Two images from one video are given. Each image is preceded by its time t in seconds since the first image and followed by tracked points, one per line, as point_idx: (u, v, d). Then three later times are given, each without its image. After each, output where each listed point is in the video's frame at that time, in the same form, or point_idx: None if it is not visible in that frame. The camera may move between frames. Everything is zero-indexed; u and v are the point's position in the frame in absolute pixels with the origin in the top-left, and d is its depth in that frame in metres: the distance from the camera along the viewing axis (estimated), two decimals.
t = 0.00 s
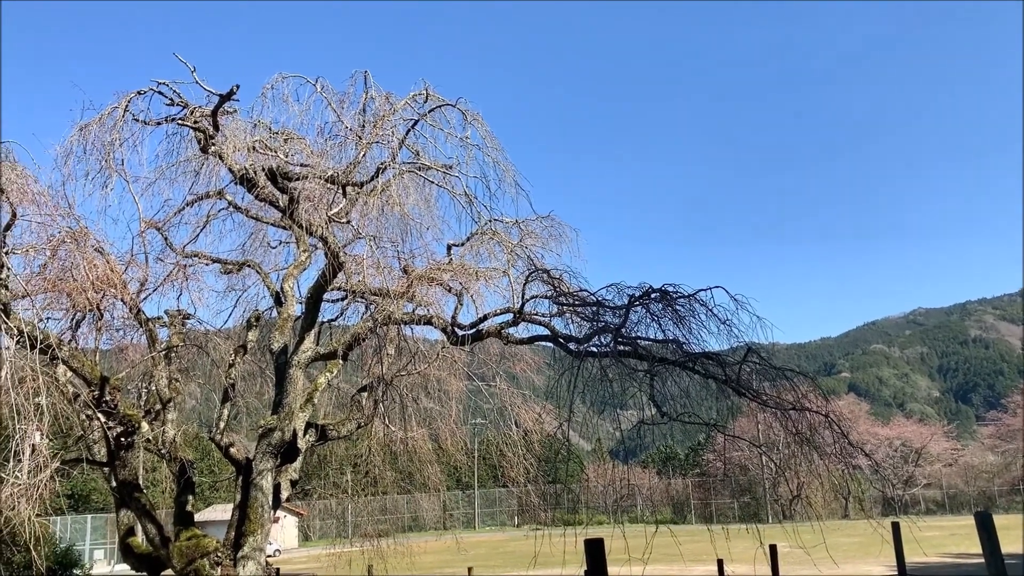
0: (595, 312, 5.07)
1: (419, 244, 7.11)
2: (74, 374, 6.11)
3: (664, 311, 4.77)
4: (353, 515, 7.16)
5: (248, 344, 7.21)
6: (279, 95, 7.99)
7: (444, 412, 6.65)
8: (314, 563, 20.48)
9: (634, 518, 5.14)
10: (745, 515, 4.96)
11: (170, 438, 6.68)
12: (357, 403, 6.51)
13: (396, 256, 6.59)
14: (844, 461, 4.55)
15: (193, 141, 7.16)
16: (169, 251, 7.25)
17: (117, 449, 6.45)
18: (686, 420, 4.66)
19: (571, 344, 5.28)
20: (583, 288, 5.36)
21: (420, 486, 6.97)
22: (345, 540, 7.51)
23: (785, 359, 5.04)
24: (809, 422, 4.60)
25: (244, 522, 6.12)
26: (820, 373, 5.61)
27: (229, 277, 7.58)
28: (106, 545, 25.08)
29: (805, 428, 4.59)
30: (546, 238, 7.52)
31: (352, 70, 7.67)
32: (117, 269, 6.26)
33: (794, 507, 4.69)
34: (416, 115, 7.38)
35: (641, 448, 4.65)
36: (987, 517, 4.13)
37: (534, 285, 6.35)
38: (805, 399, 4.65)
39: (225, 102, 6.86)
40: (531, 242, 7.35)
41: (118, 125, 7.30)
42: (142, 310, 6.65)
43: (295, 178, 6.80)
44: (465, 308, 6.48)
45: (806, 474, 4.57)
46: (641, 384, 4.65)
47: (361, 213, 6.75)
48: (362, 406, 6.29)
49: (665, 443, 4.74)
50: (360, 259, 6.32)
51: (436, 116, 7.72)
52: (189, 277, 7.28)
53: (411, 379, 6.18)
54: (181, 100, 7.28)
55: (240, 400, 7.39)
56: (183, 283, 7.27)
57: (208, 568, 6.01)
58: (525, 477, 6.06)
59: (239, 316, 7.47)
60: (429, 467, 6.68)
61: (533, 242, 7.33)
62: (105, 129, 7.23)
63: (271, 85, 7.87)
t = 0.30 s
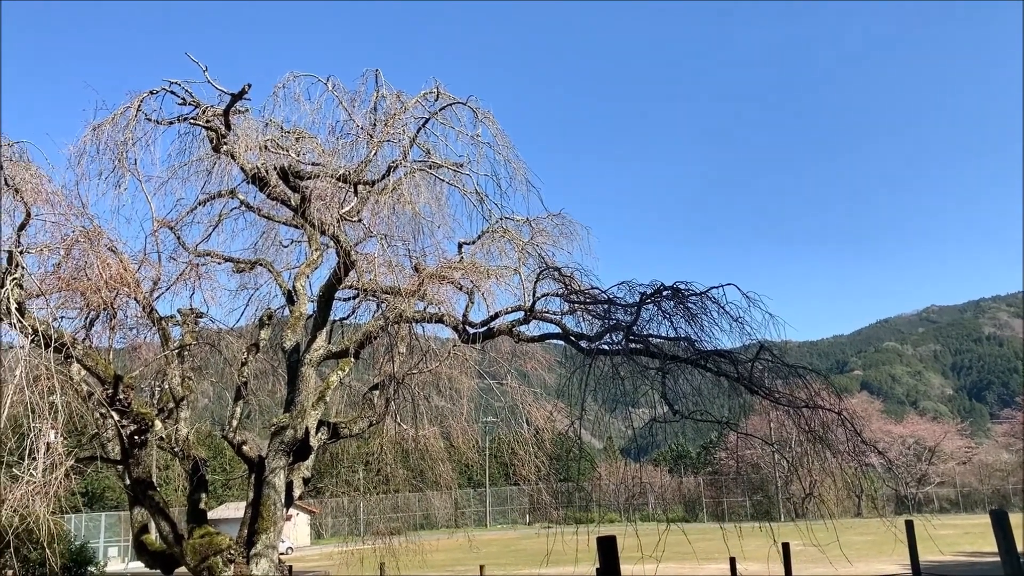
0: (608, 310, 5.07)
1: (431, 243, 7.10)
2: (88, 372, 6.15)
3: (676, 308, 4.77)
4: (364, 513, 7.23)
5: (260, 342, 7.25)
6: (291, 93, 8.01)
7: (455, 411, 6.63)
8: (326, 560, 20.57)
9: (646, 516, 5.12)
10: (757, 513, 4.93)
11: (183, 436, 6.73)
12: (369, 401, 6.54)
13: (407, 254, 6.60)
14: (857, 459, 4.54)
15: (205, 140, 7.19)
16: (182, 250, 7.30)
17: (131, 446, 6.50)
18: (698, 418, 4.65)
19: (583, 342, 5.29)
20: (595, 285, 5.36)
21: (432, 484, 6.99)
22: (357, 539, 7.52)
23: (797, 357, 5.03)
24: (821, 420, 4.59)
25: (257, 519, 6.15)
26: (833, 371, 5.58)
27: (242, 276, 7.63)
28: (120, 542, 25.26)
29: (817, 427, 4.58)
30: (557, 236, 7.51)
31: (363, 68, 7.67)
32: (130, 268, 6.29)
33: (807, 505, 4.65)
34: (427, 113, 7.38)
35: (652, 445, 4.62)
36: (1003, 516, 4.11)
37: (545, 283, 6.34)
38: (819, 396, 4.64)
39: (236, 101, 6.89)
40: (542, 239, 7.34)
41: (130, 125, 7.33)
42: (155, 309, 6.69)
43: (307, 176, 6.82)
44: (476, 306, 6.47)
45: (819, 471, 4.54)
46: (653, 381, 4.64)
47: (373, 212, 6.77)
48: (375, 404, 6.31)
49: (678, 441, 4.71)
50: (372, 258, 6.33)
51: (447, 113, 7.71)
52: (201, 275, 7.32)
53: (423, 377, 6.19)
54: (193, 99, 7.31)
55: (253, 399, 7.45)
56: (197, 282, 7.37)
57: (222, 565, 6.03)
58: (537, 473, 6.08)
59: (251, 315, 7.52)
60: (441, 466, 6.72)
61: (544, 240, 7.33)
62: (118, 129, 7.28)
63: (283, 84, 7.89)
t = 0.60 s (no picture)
0: (619, 307, 5.08)
1: (442, 241, 7.12)
2: (101, 371, 6.19)
3: (687, 306, 4.77)
4: (375, 511, 7.28)
5: (271, 340, 7.28)
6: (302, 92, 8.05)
7: (465, 410, 6.62)
8: (336, 559, 20.61)
9: (656, 514, 5.10)
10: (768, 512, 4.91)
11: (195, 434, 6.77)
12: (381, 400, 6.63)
13: (417, 253, 6.62)
14: (869, 458, 4.56)
15: (216, 139, 7.22)
16: (193, 249, 7.34)
17: (143, 445, 6.53)
18: (709, 415, 4.63)
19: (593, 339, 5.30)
20: (605, 283, 5.36)
21: (442, 482, 7.00)
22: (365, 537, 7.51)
23: (809, 355, 5.02)
24: (833, 417, 4.60)
25: (268, 517, 6.18)
26: (845, 369, 5.57)
27: (253, 275, 7.67)
28: (131, 541, 25.40)
29: (828, 424, 4.60)
30: (567, 235, 7.52)
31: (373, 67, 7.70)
32: (142, 267, 6.34)
33: (818, 504, 4.65)
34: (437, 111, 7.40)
35: (663, 445, 4.56)
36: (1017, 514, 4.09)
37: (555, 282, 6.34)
38: (830, 394, 4.65)
39: (247, 100, 6.92)
40: (552, 237, 7.35)
41: (142, 124, 7.37)
42: (166, 308, 6.73)
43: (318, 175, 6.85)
44: (487, 304, 6.48)
45: (831, 470, 4.58)
46: (664, 379, 4.64)
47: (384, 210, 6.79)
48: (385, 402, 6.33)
49: (691, 438, 4.63)
50: (382, 257, 6.35)
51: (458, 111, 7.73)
52: (213, 274, 7.36)
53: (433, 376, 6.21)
54: (204, 98, 7.34)
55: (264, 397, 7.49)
56: (208, 281, 7.42)
57: (233, 564, 6.05)
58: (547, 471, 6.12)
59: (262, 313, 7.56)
60: (452, 463, 6.73)
61: (554, 238, 7.32)
62: (130, 128, 7.31)
63: (294, 83, 7.93)
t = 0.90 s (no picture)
0: (629, 306, 5.08)
1: (451, 240, 7.13)
2: (112, 370, 6.22)
3: (697, 304, 4.77)
4: (384, 510, 7.30)
5: (281, 339, 7.31)
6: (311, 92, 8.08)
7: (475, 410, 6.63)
8: (346, 557, 20.68)
9: (666, 514, 5.05)
10: (778, 511, 4.90)
11: (206, 433, 6.80)
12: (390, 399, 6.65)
13: (426, 252, 6.62)
14: (880, 457, 4.53)
15: (226, 139, 7.25)
16: (204, 248, 7.37)
17: (154, 443, 6.58)
18: (719, 414, 4.60)
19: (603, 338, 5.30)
20: (614, 282, 5.34)
21: (452, 481, 7.01)
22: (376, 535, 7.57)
23: (819, 354, 5.01)
24: (844, 416, 4.58)
25: (278, 516, 6.20)
26: (856, 367, 5.54)
27: (262, 275, 7.70)
28: (143, 538, 25.56)
29: (839, 423, 4.58)
30: (576, 234, 7.52)
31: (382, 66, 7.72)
32: (153, 266, 6.37)
33: (828, 504, 4.64)
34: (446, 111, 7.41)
35: (673, 444, 4.55)
36: None
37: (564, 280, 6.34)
38: (841, 393, 4.63)
39: (257, 100, 6.94)
40: (561, 236, 7.35)
41: (152, 124, 7.40)
42: (177, 307, 6.76)
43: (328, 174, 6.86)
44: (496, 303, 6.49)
45: (841, 469, 4.56)
46: (674, 378, 4.63)
47: (393, 209, 6.80)
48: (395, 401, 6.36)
49: (701, 438, 4.65)
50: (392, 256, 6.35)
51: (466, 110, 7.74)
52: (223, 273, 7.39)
53: (443, 375, 6.22)
54: (214, 98, 7.37)
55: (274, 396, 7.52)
56: (218, 281, 7.45)
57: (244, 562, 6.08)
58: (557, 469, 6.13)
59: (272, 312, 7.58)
60: (461, 462, 6.73)
61: (564, 237, 7.31)
62: (141, 128, 7.35)
63: (303, 83, 7.95)
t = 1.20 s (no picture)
0: (639, 305, 5.08)
1: (461, 239, 7.15)
2: (123, 369, 6.25)
3: (706, 304, 4.77)
4: (394, 509, 7.33)
5: (291, 339, 7.34)
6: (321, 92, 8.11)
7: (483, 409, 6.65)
8: (356, 556, 20.72)
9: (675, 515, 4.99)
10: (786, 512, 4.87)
11: (216, 431, 6.83)
12: (399, 398, 6.66)
13: (435, 252, 6.64)
14: (890, 456, 4.56)
15: (236, 139, 7.28)
16: (214, 248, 7.40)
17: (164, 442, 6.61)
18: (728, 414, 4.58)
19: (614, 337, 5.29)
20: (624, 282, 5.33)
21: (461, 481, 7.02)
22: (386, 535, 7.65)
23: (829, 354, 5.00)
24: (854, 417, 4.59)
25: (288, 515, 6.23)
26: (866, 367, 5.53)
27: (272, 274, 7.74)
28: (153, 536, 25.69)
29: (849, 423, 4.58)
30: (586, 234, 7.53)
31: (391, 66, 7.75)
32: (163, 266, 6.40)
33: (838, 504, 4.61)
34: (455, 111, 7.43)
35: (682, 444, 4.53)
36: None
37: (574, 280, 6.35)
38: (851, 393, 4.64)
39: (266, 100, 6.96)
40: (570, 235, 7.36)
41: (163, 124, 7.43)
42: (187, 306, 6.78)
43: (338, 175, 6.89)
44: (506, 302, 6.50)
45: (851, 470, 4.54)
46: (684, 377, 4.63)
47: (403, 209, 6.82)
48: (404, 400, 6.38)
49: (710, 437, 4.63)
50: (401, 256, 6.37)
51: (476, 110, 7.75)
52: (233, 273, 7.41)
53: (452, 374, 6.24)
54: (225, 98, 7.40)
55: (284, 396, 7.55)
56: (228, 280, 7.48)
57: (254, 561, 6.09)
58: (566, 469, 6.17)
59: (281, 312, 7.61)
60: (470, 462, 6.75)
61: (573, 237, 7.31)
62: (151, 128, 7.38)
63: (313, 84, 7.98)
